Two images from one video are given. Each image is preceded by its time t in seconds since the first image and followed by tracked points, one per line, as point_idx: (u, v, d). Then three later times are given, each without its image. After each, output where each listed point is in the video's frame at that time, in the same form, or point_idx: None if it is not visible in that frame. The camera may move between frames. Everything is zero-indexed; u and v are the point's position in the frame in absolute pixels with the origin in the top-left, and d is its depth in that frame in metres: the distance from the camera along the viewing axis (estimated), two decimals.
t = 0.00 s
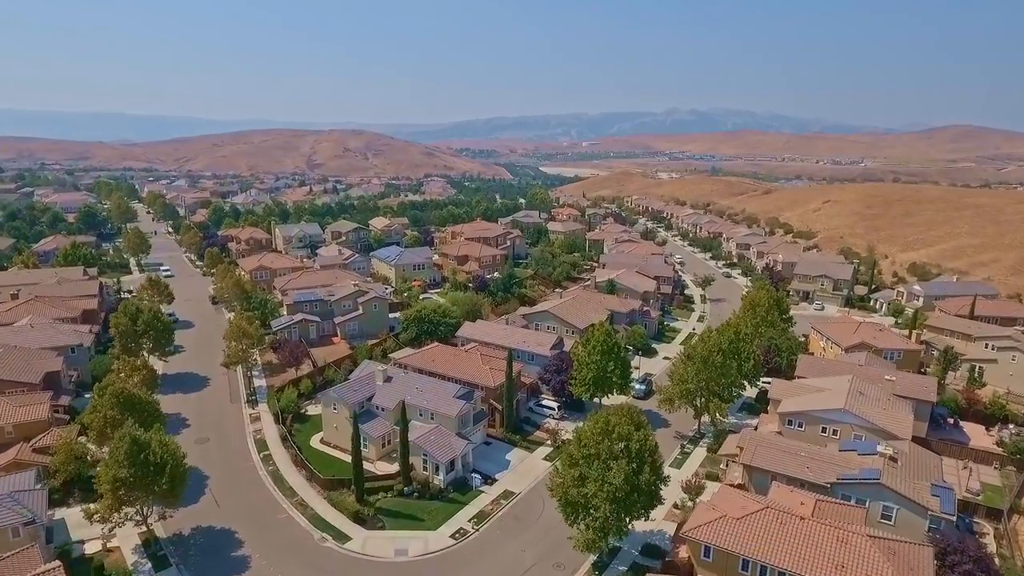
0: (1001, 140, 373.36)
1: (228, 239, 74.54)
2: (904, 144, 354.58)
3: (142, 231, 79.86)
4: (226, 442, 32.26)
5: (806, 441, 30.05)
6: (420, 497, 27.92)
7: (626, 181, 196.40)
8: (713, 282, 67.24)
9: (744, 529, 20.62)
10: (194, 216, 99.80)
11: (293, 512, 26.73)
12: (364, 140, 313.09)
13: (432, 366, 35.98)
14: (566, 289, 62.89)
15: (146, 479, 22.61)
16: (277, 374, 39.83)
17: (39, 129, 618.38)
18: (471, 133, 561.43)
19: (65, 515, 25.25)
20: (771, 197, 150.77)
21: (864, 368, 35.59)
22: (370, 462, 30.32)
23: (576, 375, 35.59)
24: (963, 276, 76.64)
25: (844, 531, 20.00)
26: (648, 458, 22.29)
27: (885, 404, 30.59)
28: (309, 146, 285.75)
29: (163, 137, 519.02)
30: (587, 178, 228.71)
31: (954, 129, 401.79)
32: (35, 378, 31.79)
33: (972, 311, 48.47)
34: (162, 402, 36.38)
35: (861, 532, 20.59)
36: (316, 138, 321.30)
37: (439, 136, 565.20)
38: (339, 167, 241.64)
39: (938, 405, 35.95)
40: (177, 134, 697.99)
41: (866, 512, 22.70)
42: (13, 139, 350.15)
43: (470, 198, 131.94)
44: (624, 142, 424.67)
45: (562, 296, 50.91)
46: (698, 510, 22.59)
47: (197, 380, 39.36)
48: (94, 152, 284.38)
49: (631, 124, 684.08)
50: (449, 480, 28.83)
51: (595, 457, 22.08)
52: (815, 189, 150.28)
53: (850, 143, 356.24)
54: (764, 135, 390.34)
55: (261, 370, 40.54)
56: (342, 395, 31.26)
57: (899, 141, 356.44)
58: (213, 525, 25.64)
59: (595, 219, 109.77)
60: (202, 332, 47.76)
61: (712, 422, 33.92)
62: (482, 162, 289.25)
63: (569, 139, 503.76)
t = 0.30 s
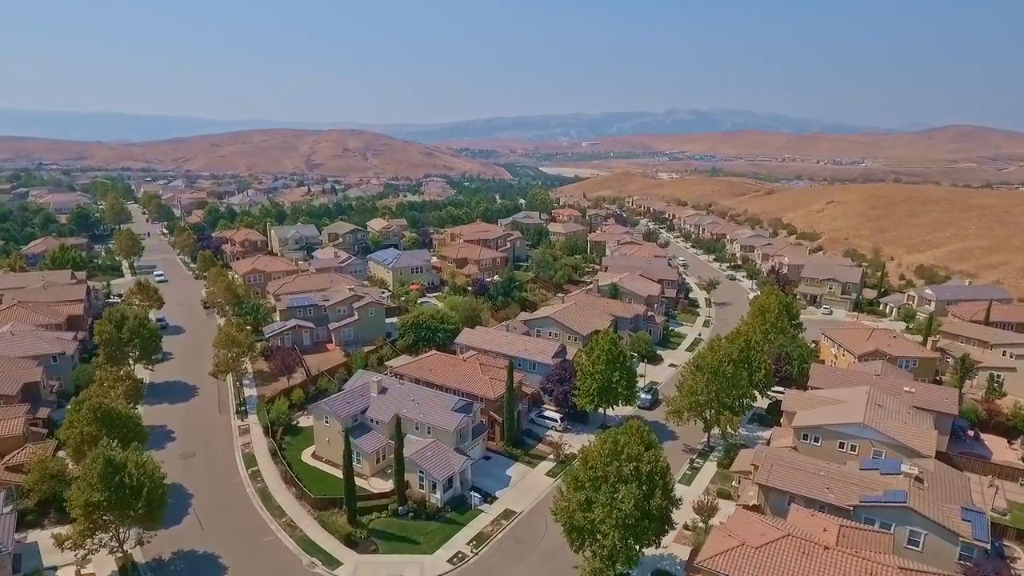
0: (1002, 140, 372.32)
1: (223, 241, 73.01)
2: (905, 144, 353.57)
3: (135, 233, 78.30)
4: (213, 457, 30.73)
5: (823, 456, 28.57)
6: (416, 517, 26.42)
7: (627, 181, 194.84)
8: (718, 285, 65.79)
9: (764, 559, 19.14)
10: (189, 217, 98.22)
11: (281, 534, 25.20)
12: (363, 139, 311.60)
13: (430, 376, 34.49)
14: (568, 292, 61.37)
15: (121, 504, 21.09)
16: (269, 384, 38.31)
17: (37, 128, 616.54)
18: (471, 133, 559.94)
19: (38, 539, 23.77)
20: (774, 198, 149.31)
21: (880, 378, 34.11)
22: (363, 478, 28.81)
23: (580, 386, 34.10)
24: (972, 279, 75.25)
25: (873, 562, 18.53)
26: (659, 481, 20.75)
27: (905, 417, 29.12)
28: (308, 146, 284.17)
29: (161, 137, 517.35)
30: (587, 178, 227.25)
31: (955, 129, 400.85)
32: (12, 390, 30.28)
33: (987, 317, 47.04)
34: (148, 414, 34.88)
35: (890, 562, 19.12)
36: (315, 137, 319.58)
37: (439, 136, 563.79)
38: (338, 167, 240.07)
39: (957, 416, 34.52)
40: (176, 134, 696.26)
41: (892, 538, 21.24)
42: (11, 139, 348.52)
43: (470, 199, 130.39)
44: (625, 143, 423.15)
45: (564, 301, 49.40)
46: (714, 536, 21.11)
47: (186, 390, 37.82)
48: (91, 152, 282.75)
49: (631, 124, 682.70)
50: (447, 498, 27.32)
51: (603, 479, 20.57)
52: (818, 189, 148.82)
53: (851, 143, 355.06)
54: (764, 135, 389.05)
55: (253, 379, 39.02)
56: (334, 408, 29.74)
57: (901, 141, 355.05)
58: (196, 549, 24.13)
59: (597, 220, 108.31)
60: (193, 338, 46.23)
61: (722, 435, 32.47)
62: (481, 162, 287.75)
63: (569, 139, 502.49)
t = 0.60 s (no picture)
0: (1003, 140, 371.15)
1: (216, 243, 71.35)
2: (906, 144, 352.36)
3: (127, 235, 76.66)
4: (198, 474, 29.14)
5: (842, 475, 27.02)
6: (411, 541, 24.85)
7: (627, 181, 193.11)
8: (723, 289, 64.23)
9: None
10: (183, 218, 96.54)
11: (267, 559, 23.62)
12: (362, 139, 309.94)
13: (427, 387, 32.93)
14: (569, 297, 59.73)
15: (91, 533, 19.43)
16: (259, 394, 36.69)
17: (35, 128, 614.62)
18: (471, 133, 558.48)
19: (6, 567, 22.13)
20: (776, 198, 147.80)
21: (899, 389, 32.54)
22: (356, 498, 27.26)
23: (584, 398, 32.52)
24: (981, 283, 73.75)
25: None
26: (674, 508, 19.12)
27: (929, 433, 27.57)
28: (307, 147, 282.55)
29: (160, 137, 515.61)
30: (588, 178, 225.70)
31: (956, 129, 399.65)
32: None
33: (1004, 323, 45.50)
34: (132, 426, 33.27)
35: None
36: (315, 137, 318.17)
37: (439, 136, 562.22)
38: (337, 167, 238.40)
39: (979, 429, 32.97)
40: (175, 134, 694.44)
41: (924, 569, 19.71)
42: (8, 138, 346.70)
43: (469, 200, 128.70)
44: (625, 143, 421.39)
45: (566, 306, 47.82)
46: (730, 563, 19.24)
47: (172, 401, 36.23)
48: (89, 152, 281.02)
49: (632, 124, 681.12)
50: (444, 520, 25.77)
51: (612, 507, 19.00)
52: (821, 190, 147.31)
53: (851, 143, 353.78)
54: (764, 135, 387.66)
55: (243, 389, 37.42)
56: (324, 423, 28.15)
57: (903, 141, 353.35)
58: None
59: (598, 221, 106.70)
60: (183, 345, 44.61)
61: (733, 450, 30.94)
62: (481, 162, 286.14)
63: (569, 139, 500.87)
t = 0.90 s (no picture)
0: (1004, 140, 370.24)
1: (210, 245, 69.87)
2: (906, 143, 351.35)
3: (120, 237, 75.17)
4: (181, 492, 27.62)
5: (862, 495, 25.57)
6: (406, 567, 23.36)
7: (627, 181, 191.68)
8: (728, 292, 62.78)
9: None
10: (178, 219, 95.02)
11: None
12: (361, 139, 308.51)
13: (423, 398, 31.44)
14: (571, 301, 58.20)
15: (58, 568, 17.91)
16: (248, 406, 35.17)
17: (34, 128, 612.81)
18: (470, 133, 557.12)
19: None
20: (778, 198, 146.44)
21: (918, 401, 31.08)
22: (348, 519, 25.77)
23: (588, 410, 31.04)
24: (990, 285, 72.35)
25: None
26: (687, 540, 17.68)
27: (954, 449, 26.11)
28: (306, 147, 281.07)
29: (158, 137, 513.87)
30: (588, 178, 224.30)
31: (956, 129, 398.62)
32: None
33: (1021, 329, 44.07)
34: (115, 440, 31.76)
35: None
36: (313, 137, 316.59)
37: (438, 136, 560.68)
38: (336, 167, 236.88)
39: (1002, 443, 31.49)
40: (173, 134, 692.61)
41: None
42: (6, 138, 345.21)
43: (468, 200, 127.25)
44: (625, 143, 420.04)
45: (568, 312, 46.31)
46: None
47: (158, 412, 34.72)
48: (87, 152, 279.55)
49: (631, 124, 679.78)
50: (441, 543, 24.29)
51: (622, 539, 17.53)
52: (823, 190, 145.97)
53: (851, 143, 352.53)
54: (764, 135, 386.46)
55: (232, 400, 35.93)
56: (315, 439, 26.66)
57: (904, 142, 352.17)
58: None
59: (599, 222, 105.27)
60: (172, 353, 43.10)
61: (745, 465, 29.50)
62: (480, 163, 284.74)
63: (569, 139, 499.16)
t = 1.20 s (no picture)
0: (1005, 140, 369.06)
1: (204, 248, 68.49)
2: (906, 143, 350.18)
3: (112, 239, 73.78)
4: (162, 512, 26.13)
5: (884, 517, 24.10)
6: None
7: (627, 181, 190.14)
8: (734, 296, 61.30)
9: None
10: (173, 221, 93.60)
11: None
12: (360, 139, 307.10)
13: (420, 412, 29.96)
14: (573, 305, 56.68)
15: None
16: (237, 418, 33.65)
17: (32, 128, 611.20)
18: (469, 133, 555.60)
19: None
20: (780, 199, 145.06)
21: (940, 414, 29.60)
22: (339, 542, 24.29)
23: (592, 424, 29.57)
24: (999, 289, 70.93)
25: None
26: None
27: (981, 468, 24.65)
28: (305, 146, 279.70)
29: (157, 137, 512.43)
30: (588, 178, 222.91)
31: (957, 129, 397.53)
32: None
33: None
34: (96, 456, 30.29)
35: None
36: (312, 137, 314.97)
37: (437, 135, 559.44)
38: (334, 167, 235.35)
39: None
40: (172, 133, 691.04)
41: None
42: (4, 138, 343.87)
43: (467, 201, 125.81)
44: (625, 143, 418.64)
45: (570, 317, 44.80)
46: None
47: (142, 425, 33.24)
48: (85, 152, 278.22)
49: (631, 124, 678.51)
50: (437, 569, 22.79)
51: None
52: (826, 190, 144.52)
53: (852, 143, 351.43)
54: (764, 135, 385.13)
55: (221, 411, 34.45)
56: (304, 457, 25.19)
57: (905, 141, 350.88)
58: None
59: (600, 222, 103.89)
60: (159, 361, 41.65)
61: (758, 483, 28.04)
62: (480, 163, 283.19)
63: (569, 138, 497.55)
